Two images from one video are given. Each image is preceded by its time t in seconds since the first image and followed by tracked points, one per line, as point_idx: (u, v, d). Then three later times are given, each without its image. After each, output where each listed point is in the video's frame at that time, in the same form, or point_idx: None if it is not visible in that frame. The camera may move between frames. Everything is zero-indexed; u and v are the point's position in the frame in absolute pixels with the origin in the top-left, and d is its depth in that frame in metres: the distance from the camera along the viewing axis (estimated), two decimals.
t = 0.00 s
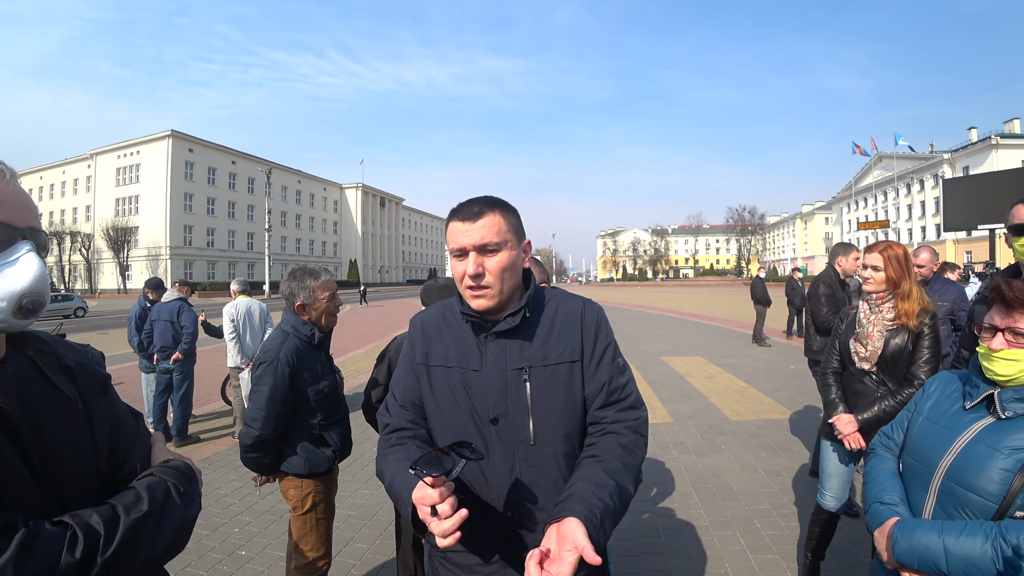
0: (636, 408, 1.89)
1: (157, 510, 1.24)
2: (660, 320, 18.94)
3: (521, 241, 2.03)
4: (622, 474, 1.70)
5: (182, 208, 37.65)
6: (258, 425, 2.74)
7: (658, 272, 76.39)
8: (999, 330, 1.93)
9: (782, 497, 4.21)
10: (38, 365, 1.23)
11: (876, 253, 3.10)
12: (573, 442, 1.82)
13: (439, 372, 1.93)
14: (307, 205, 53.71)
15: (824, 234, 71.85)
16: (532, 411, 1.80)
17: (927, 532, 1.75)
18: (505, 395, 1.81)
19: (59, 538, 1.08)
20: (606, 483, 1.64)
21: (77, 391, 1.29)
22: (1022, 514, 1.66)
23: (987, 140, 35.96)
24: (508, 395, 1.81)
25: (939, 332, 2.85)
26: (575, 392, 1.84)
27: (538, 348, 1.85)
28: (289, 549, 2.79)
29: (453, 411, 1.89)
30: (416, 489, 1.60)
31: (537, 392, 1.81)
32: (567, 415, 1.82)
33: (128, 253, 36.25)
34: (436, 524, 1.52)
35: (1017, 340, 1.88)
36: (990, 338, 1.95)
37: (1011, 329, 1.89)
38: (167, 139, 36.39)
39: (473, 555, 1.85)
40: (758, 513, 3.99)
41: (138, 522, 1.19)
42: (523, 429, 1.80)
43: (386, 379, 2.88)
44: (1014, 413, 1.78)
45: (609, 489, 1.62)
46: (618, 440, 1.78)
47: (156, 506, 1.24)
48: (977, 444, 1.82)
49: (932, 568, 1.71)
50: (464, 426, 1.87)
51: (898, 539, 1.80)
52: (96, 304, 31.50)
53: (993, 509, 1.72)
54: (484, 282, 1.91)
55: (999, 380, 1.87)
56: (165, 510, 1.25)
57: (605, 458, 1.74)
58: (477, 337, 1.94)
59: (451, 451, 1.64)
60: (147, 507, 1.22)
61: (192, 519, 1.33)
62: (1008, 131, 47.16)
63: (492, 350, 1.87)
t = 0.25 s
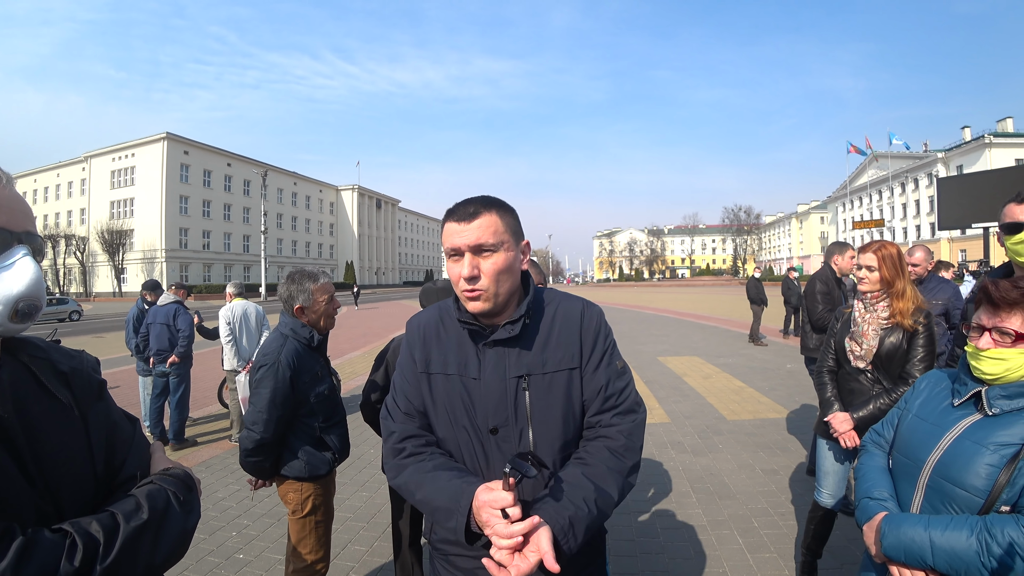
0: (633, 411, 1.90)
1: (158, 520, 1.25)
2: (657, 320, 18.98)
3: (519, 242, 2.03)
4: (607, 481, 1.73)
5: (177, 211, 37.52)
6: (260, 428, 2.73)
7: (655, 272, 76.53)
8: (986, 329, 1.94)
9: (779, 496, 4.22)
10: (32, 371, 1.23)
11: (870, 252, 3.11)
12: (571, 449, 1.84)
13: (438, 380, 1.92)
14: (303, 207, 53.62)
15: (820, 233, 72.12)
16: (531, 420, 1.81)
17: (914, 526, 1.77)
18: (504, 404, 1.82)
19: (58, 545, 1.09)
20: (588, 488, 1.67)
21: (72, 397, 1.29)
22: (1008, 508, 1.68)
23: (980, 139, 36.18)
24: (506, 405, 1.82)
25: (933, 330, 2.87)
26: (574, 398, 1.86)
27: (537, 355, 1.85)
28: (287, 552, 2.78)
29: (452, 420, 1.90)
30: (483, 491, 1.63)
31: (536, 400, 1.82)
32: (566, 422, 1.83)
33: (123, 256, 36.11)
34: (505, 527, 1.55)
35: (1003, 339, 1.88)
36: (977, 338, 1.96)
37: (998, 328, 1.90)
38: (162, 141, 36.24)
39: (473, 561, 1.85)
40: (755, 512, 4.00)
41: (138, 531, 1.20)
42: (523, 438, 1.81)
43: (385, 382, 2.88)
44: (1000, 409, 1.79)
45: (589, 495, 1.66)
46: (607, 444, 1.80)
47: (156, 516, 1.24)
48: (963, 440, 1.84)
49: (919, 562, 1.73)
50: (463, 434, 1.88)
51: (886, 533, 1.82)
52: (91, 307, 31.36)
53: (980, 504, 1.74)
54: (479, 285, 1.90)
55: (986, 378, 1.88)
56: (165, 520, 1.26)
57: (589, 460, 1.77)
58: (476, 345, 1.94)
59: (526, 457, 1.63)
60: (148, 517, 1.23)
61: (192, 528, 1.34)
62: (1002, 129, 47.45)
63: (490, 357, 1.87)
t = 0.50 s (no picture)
0: (632, 417, 1.91)
1: (156, 521, 1.25)
2: (655, 321, 19.01)
3: (515, 242, 2.03)
4: (605, 491, 1.74)
5: (174, 212, 37.40)
6: (261, 429, 2.73)
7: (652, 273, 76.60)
8: (974, 329, 1.97)
9: (776, 496, 4.23)
10: (27, 374, 1.23)
11: (866, 254, 3.13)
12: (569, 454, 1.86)
13: (437, 385, 1.92)
14: (300, 208, 53.55)
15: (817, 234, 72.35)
16: (530, 427, 1.81)
17: (900, 519, 1.78)
18: (502, 412, 1.82)
19: (56, 547, 1.09)
20: (585, 500, 1.69)
21: (68, 400, 1.29)
22: (993, 504, 1.68)
23: (975, 140, 36.36)
24: (504, 412, 1.82)
25: (927, 332, 2.89)
26: (572, 404, 1.86)
27: (535, 361, 1.85)
28: (285, 554, 2.78)
29: (450, 426, 1.90)
30: (495, 504, 1.63)
31: (535, 407, 1.82)
32: (564, 429, 1.84)
33: (119, 257, 35.99)
34: (519, 538, 1.58)
35: (989, 339, 1.92)
36: (965, 338, 2.00)
37: (984, 328, 1.93)
38: (158, 142, 36.14)
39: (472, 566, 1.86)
40: (752, 513, 4.01)
41: (136, 533, 1.20)
42: (521, 446, 1.81)
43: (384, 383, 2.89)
44: (987, 407, 1.80)
45: (587, 507, 1.68)
46: (605, 452, 1.81)
47: (154, 518, 1.25)
48: (951, 437, 1.84)
49: (903, 555, 1.75)
50: (462, 440, 1.89)
51: (872, 526, 1.84)
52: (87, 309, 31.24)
53: (965, 500, 1.74)
54: (472, 286, 1.90)
55: (974, 377, 1.91)
56: (162, 524, 1.27)
57: (587, 469, 1.78)
58: (474, 351, 1.94)
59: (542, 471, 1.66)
60: (146, 519, 1.23)
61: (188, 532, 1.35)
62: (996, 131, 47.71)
63: (488, 363, 1.87)
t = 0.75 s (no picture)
0: (633, 418, 1.91)
1: (149, 516, 1.24)
2: (653, 322, 19.04)
3: (511, 241, 2.02)
4: (606, 493, 1.75)
5: (172, 211, 37.33)
6: (261, 428, 2.73)
7: (650, 274, 76.71)
8: (971, 327, 1.98)
9: (773, 496, 4.24)
10: (21, 372, 1.24)
11: (863, 255, 3.14)
12: (569, 456, 1.86)
13: (435, 387, 1.92)
14: (299, 208, 53.52)
15: (814, 235, 72.52)
16: (529, 430, 1.81)
17: (890, 516, 1.80)
18: (501, 415, 1.82)
19: (49, 542, 1.09)
20: (587, 503, 1.70)
21: (63, 398, 1.29)
22: (984, 502, 1.68)
23: (973, 142, 36.50)
24: (504, 415, 1.82)
25: (924, 333, 2.91)
26: (572, 406, 1.87)
27: (534, 362, 1.85)
28: (284, 553, 2.78)
29: (449, 429, 1.91)
30: (495, 511, 1.63)
31: (534, 409, 1.82)
32: (564, 431, 1.84)
33: (117, 257, 35.90)
34: (520, 546, 1.57)
35: (986, 338, 1.93)
36: (962, 335, 2.00)
37: (981, 326, 1.94)
38: (156, 141, 36.09)
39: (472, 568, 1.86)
40: (750, 513, 4.02)
41: (129, 527, 1.20)
42: (520, 449, 1.82)
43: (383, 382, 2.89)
44: (981, 406, 1.81)
45: (589, 511, 1.69)
46: (607, 454, 1.82)
47: (147, 513, 1.24)
48: (944, 435, 1.85)
49: (892, 550, 1.77)
50: (462, 442, 1.89)
51: (864, 522, 1.86)
52: (84, 308, 31.17)
53: (956, 497, 1.75)
54: (467, 284, 1.90)
55: (970, 375, 1.93)
56: (155, 518, 1.26)
57: (589, 472, 1.79)
58: (472, 352, 1.94)
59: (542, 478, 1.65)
60: (139, 513, 1.23)
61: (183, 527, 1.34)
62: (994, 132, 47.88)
63: (487, 364, 1.87)
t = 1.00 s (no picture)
0: (631, 423, 1.91)
1: (126, 500, 1.22)
2: (651, 323, 19.06)
3: (508, 242, 2.02)
4: (604, 501, 1.75)
5: (170, 210, 37.26)
6: (258, 428, 2.72)
7: (649, 275, 76.79)
8: (966, 329, 2.00)
9: (771, 498, 4.25)
10: (18, 372, 1.24)
11: (861, 257, 3.14)
12: (567, 461, 1.87)
13: (432, 389, 1.93)
14: (297, 208, 53.47)
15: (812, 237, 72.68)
16: (527, 435, 1.81)
17: (890, 521, 1.80)
18: (499, 419, 1.82)
19: (28, 536, 1.08)
20: (583, 513, 1.71)
21: (59, 398, 1.29)
22: (983, 506, 1.68)
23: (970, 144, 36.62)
24: (501, 419, 1.82)
25: (922, 335, 2.91)
26: (570, 411, 1.87)
27: (532, 366, 1.85)
28: (280, 554, 2.77)
29: (447, 433, 1.91)
30: (491, 536, 1.62)
31: (532, 414, 1.82)
32: (562, 435, 1.84)
33: (114, 256, 35.81)
34: (518, 568, 1.56)
35: (981, 339, 1.94)
36: (957, 337, 2.01)
37: (976, 328, 1.95)
38: (154, 140, 36.05)
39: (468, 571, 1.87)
40: (747, 515, 4.03)
41: (107, 514, 1.18)
42: (517, 453, 1.82)
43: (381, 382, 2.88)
44: (980, 409, 1.82)
45: (586, 520, 1.70)
46: (605, 461, 1.82)
47: (123, 497, 1.22)
48: (943, 439, 1.85)
49: (893, 556, 1.77)
50: (459, 446, 1.89)
51: (864, 527, 1.86)
52: (81, 307, 31.08)
53: (956, 502, 1.75)
54: (464, 284, 1.90)
55: (966, 378, 1.92)
56: (133, 502, 1.23)
57: (587, 479, 1.79)
58: (469, 353, 1.94)
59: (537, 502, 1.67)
60: (115, 497, 1.20)
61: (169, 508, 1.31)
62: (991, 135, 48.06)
63: (484, 368, 1.87)
